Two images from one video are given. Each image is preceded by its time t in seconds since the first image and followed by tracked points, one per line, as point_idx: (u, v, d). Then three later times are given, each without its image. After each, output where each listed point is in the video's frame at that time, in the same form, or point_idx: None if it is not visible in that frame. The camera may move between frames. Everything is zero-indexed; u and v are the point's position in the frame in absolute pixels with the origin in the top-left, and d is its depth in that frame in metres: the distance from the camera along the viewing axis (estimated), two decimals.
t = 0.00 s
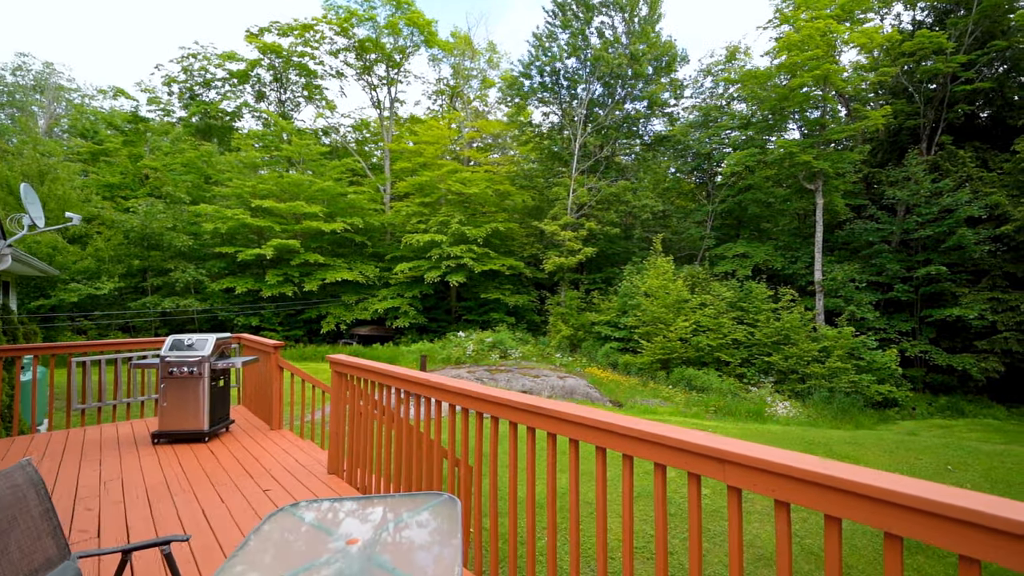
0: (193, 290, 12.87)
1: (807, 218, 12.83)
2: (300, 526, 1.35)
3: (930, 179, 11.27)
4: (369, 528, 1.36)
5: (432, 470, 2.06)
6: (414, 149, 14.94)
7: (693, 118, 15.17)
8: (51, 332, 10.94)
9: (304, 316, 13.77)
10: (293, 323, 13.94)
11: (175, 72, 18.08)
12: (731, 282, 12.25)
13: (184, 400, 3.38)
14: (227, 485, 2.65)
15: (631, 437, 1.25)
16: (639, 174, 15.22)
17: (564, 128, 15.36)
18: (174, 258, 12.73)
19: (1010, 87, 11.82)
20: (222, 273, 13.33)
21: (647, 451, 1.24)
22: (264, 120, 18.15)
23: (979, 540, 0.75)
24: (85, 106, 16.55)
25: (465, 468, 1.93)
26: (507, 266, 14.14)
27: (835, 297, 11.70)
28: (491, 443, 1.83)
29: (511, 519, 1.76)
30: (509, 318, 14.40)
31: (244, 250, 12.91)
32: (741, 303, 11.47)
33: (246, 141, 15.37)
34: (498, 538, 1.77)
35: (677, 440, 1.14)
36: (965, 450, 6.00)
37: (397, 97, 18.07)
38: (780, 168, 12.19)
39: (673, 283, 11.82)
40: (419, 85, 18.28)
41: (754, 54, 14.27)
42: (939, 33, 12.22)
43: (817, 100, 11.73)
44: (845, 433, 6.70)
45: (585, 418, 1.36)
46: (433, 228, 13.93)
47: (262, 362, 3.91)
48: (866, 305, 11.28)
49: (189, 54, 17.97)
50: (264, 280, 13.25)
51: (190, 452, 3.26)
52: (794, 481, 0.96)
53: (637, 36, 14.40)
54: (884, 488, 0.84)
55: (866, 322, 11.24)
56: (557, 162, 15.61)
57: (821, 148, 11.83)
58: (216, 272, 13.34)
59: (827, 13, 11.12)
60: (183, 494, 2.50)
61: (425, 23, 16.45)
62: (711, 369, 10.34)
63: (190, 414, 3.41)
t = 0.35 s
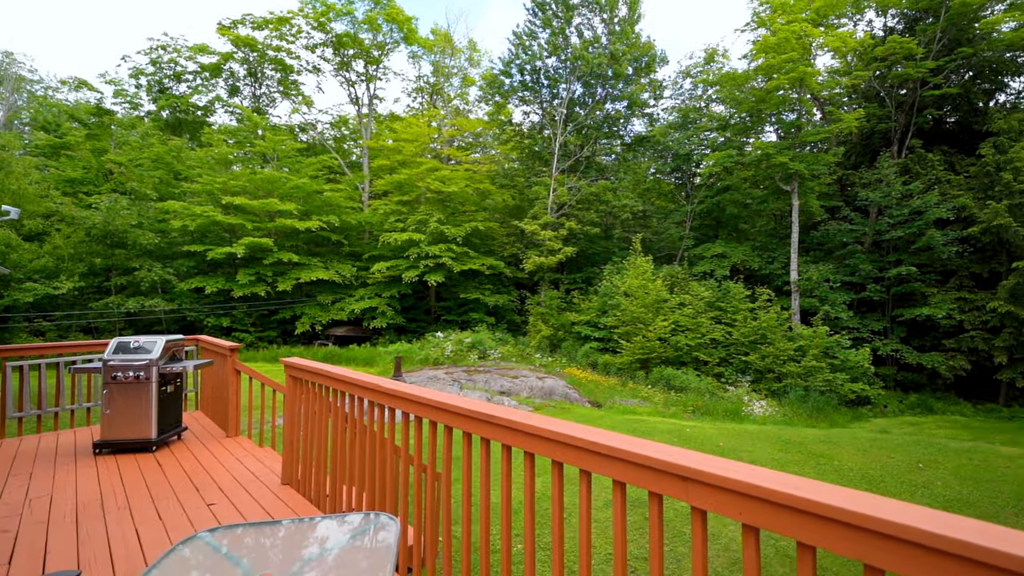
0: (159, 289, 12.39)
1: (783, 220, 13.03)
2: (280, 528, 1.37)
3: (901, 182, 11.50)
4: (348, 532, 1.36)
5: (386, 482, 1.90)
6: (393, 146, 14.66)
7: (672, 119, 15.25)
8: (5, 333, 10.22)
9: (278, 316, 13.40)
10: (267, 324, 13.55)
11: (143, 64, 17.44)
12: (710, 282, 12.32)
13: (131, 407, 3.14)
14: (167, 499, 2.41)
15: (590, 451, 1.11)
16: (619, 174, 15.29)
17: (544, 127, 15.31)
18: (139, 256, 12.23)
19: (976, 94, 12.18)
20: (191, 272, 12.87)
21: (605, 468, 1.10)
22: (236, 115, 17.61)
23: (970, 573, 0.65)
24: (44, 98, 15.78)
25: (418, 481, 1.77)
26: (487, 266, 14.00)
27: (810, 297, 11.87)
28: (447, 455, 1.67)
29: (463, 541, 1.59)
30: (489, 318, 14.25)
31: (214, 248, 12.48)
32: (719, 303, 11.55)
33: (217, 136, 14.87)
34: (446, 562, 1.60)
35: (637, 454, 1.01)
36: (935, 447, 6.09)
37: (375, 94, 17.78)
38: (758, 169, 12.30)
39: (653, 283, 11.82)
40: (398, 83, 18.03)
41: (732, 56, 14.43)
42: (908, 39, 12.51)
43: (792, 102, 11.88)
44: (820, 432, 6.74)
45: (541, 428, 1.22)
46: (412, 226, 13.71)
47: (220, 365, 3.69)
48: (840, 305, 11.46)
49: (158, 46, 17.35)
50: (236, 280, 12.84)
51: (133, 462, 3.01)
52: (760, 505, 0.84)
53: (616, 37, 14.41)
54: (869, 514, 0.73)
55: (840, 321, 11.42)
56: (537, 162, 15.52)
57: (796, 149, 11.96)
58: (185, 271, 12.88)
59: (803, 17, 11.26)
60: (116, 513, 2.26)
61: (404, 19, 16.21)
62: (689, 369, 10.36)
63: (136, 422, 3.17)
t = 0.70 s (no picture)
0: (113, 289, 11.77)
1: (751, 221, 13.30)
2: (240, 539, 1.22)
3: (862, 186, 11.87)
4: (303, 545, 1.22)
5: (325, 498, 1.76)
6: (364, 143, 14.32)
7: (645, 121, 15.37)
8: None
9: (242, 317, 12.91)
10: (231, 325, 13.05)
11: (98, 52, 16.55)
12: (681, 283, 12.47)
13: (60, 417, 2.88)
14: (90, 520, 2.18)
15: (526, 465, 1.02)
16: (593, 175, 15.40)
17: (519, 126, 15.26)
18: (92, 254, 11.58)
19: (931, 102, 12.72)
20: (149, 271, 12.27)
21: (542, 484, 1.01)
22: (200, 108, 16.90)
23: None
24: None
25: (358, 496, 1.63)
26: (460, 266, 13.83)
27: (777, 297, 12.13)
28: (388, 468, 1.54)
29: (405, 564, 1.46)
30: (463, 319, 14.08)
31: (173, 247, 11.93)
32: (690, 304, 11.68)
33: (178, 129, 14.23)
34: None
35: (573, 471, 0.92)
36: (895, 444, 6.24)
37: (347, 89, 17.37)
38: (728, 172, 12.49)
39: (625, 283, 11.87)
40: (371, 78, 17.67)
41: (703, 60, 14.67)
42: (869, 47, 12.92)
43: (760, 106, 12.12)
44: (785, 431, 6.84)
45: (478, 441, 1.13)
46: (383, 225, 13.41)
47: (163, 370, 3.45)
48: (805, 305, 11.76)
49: (114, 33, 16.50)
50: (197, 279, 12.30)
51: (61, 476, 2.77)
52: (697, 525, 0.76)
53: (590, 38, 14.43)
54: (818, 539, 0.65)
55: (805, 321, 11.72)
56: (512, 162, 15.45)
57: (764, 153, 12.19)
58: (142, 270, 12.28)
59: (771, 24, 11.46)
60: (28, 536, 2.02)
61: (376, 14, 15.87)
62: (661, 369, 10.42)
63: (66, 433, 2.92)
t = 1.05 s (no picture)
0: (59, 289, 11.11)
1: (719, 224, 13.62)
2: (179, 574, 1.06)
3: (823, 191, 12.30)
4: None
5: (264, 518, 1.61)
6: (332, 139, 13.96)
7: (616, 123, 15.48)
8: None
9: (202, 318, 12.36)
10: (189, 326, 12.47)
11: (44, 38, 15.56)
12: (651, 284, 12.64)
13: None
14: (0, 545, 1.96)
15: (471, 483, 0.93)
16: (565, 175, 15.51)
17: (491, 126, 15.22)
18: (35, 252, 10.86)
19: (886, 110, 13.33)
20: (99, 270, 11.60)
21: (490, 505, 0.91)
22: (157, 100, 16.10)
23: None
24: None
25: (299, 514, 1.50)
26: (431, 266, 13.65)
27: (743, 298, 12.43)
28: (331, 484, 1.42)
29: None
30: (434, 319, 13.88)
31: (125, 244, 11.31)
32: (660, 304, 11.85)
33: (132, 120, 13.51)
34: None
35: (523, 490, 0.83)
36: (853, 440, 6.44)
37: (315, 84, 16.95)
38: (697, 175, 12.72)
39: (596, 284, 11.93)
40: (341, 74, 17.30)
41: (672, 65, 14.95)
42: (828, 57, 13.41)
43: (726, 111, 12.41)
44: (750, 428, 6.98)
45: (420, 455, 1.02)
46: (352, 224, 13.09)
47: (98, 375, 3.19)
48: (770, 305, 12.09)
49: (62, 18, 15.56)
50: (152, 279, 11.70)
51: None
52: (651, 551, 0.68)
53: (562, 39, 14.47)
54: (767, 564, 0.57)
55: (770, 321, 12.05)
56: (484, 162, 15.38)
57: (731, 156, 12.46)
58: (91, 269, 11.60)
59: (737, 30, 11.71)
60: None
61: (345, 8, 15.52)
62: (631, 369, 10.51)
63: None
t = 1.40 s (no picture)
0: None
1: (686, 226, 13.92)
2: None
3: (784, 196, 12.73)
4: None
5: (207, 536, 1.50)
6: (298, 135, 13.53)
7: (587, 125, 15.60)
8: None
9: (156, 320, 11.75)
10: (143, 328, 11.85)
11: None
12: (621, 284, 12.79)
13: None
14: None
15: (424, 500, 0.86)
16: (537, 176, 15.53)
17: (463, 125, 15.11)
18: None
19: (842, 119, 13.94)
20: (42, 268, 10.87)
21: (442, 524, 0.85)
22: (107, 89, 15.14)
23: None
24: None
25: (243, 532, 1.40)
26: (401, 266, 13.42)
27: (709, 298, 12.73)
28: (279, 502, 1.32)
29: None
30: (404, 320, 13.64)
31: (71, 241, 10.63)
32: (629, 305, 12.00)
33: (78, 109, 12.67)
34: None
35: (475, 506, 0.78)
36: (812, 436, 6.66)
37: (280, 77, 16.45)
38: (665, 177, 12.94)
39: (567, 285, 11.97)
40: (307, 68, 16.86)
41: (641, 70, 15.18)
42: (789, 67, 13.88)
43: (693, 116, 12.67)
44: (715, 426, 7.12)
45: (370, 471, 0.95)
46: (318, 222, 12.71)
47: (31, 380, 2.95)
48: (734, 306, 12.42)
49: None
50: (101, 278, 11.05)
51: None
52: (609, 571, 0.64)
53: (534, 40, 14.46)
54: None
55: (734, 321, 12.38)
56: (455, 161, 15.25)
57: (699, 160, 12.72)
58: (32, 267, 10.86)
59: (704, 37, 11.95)
60: None
61: None
62: (602, 369, 10.58)
63: None
